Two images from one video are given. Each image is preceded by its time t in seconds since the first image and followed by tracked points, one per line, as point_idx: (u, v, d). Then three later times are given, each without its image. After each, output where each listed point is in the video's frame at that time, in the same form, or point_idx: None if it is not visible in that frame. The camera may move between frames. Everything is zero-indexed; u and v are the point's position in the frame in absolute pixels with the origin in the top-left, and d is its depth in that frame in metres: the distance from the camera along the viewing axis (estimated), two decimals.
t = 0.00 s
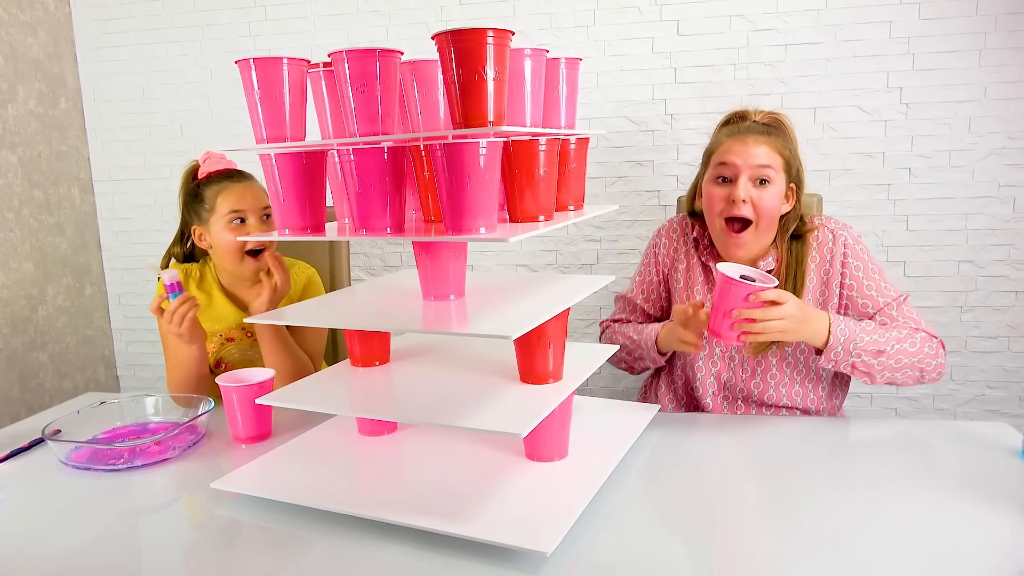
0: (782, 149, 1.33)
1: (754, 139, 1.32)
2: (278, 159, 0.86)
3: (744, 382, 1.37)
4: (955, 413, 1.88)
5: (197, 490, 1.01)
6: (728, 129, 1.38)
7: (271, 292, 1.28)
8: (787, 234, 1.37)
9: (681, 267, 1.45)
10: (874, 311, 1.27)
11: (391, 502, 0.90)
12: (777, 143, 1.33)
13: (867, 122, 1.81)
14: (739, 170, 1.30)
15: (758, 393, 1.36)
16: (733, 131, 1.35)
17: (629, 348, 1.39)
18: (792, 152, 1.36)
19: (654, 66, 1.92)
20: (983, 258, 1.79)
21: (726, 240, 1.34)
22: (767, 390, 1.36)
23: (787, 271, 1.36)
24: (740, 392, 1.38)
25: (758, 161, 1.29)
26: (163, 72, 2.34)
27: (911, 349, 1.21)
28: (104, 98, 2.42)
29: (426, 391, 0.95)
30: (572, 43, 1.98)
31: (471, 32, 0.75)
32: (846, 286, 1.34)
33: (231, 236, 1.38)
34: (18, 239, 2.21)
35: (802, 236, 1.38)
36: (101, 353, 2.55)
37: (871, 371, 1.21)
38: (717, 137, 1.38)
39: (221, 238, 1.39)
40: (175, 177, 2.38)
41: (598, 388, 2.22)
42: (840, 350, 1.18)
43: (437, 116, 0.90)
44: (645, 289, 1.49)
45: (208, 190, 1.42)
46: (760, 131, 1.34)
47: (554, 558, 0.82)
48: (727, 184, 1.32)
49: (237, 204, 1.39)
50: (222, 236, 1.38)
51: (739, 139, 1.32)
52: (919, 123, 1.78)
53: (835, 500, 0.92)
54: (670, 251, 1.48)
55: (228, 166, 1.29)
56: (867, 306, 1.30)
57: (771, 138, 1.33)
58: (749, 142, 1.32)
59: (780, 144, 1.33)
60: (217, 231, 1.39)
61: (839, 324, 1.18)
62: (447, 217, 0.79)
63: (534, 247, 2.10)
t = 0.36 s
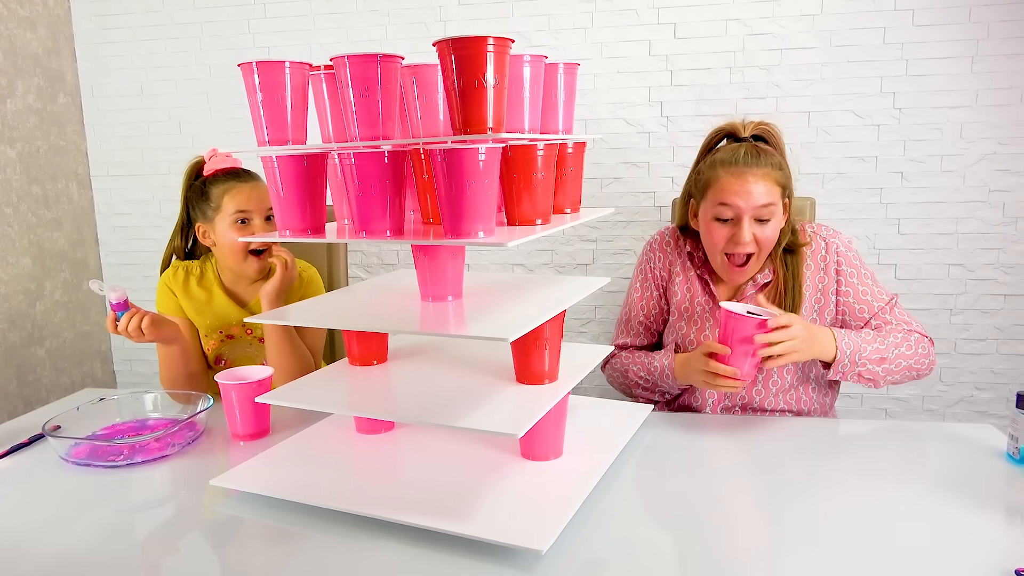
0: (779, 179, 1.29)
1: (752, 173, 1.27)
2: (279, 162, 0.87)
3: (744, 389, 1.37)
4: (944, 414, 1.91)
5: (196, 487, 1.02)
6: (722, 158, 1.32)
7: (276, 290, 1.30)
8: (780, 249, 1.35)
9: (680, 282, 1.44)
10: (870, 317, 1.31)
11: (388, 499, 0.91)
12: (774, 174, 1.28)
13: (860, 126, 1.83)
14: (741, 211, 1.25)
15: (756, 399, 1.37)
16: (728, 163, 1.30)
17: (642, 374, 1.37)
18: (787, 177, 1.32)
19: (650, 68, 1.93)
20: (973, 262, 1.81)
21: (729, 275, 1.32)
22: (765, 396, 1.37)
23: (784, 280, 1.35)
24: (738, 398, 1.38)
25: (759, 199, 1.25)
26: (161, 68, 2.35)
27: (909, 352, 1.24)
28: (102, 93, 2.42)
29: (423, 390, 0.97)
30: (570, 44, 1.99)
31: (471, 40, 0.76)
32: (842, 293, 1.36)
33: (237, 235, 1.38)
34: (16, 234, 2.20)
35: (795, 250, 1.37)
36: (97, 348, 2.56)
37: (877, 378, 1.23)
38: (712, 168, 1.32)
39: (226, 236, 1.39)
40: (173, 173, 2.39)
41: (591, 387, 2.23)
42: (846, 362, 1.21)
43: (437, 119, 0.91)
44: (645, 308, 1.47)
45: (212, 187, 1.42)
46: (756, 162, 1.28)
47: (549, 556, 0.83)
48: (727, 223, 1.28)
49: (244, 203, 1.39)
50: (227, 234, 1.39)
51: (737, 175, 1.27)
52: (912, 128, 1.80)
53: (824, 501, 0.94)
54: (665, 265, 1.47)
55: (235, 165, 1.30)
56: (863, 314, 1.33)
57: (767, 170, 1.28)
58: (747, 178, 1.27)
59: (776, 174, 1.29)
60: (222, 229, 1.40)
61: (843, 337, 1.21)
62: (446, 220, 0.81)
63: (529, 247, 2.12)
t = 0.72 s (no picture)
0: (741, 144, 1.32)
1: (713, 134, 1.30)
2: (243, 150, 0.85)
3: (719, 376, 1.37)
4: (913, 400, 1.94)
5: (162, 489, 0.99)
6: (686, 128, 1.36)
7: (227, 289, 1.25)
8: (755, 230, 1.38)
9: (650, 274, 1.44)
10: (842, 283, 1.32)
11: (361, 495, 0.89)
12: (736, 138, 1.31)
13: (826, 118, 1.85)
14: (702, 167, 1.28)
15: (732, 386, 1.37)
16: (692, 130, 1.33)
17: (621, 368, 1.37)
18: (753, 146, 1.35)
19: (619, 62, 1.94)
20: (939, 250, 1.85)
21: (694, 238, 1.33)
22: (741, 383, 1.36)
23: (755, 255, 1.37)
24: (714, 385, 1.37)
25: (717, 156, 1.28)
26: (122, 67, 2.30)
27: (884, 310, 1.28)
28: (60, 93, 2.36)
29: (395, 384, 0.95)
30: (538, 39, 1.99)
31: (438, 23, 0.75)
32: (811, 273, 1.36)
33: (188, 234, 1.34)
34: None
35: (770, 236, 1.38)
36: (58, 354, 2.49)
37: (854, 324, 1.24)
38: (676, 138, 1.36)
39: (178, 236, 1.35)
40: (136, 174, 2.33)
41: (567, 382, 2.23)
42: (824, 301, 1.22)
43: (404, 108, 0.90)
44: (620, 303, 1.48)
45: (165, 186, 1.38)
46: (718, 126, 1.32)
47: (527, 547, 0.82)
48: (690, 183, 1.30)
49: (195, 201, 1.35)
50: (179, 234, 1.35)
51: (699, 137, 1.30)
52: (877, 119, 1.83)
53: (800, 484, 0.94)
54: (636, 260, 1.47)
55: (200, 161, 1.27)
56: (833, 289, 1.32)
57: (729, 134, 1.31)
58: (709, 139, 1.30)
59: (738, 138, 1.32)
60: (174, 228, 1.36)
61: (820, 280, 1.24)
62: (415, 207, 0.79)
63: (501, 243, 2.11)
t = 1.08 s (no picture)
0: (719, 108, 1.30)
1: (689, 99, 1.29)
2: (201, 143, 0.79)
3: (715, 352, 1.35)
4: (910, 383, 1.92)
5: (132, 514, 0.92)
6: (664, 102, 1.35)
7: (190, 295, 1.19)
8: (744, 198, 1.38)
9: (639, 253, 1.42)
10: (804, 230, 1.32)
11: (346, 508, 0.83)
12: (712, 103, 1.30)
13: (805, 99, 1.84)
14: (681, 130, 1.25)
15: (729, 365, 1.34)
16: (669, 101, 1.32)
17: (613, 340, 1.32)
18: (730, 113, 1.33)
19: (591, 52, 1.91)
20: (926, 229, 1.83)
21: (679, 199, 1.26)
22: (738, 362, 1.34)
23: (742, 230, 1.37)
24: (711, 366, 1.35)
25: (695, 118, 1.25)
26: (77, 81, 2.22)
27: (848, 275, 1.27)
28: (14, 111, 2.27)
29: (376, 387, 0.89)
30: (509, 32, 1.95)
31: None
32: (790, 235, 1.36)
33: (147, 245, 1.30)
34: None
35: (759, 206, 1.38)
36: (22, 385, 2.38)
37: (815, 257, 1.24)
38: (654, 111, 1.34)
39: (137, 248, 1.31)
40: (97, 191, 2.25)
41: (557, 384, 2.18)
42: (792, 224, 1.23)
43: (372, 93, 0.85)
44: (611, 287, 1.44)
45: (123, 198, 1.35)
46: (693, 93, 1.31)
47: (528, 551, 0.76)
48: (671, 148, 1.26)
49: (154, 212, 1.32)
50: (137, 246, 1.31)
51: (676, 103, 1.29)
52: (857, 98, 1.81)
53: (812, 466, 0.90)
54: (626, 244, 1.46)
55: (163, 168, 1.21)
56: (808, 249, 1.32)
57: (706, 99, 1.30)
58: (686, 105, 1.28)
59: (714, 103, 1.30)
60: (133, 241, 1.32)
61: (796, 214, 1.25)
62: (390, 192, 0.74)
63: (481, 243, 2.06)
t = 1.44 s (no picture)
0: (724, 108, 1.26)
1: (693, 99, 1.24)
2: (169, 131, 0.71)
3: (728, 363, 1.27)
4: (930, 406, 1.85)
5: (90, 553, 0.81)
6: (665, 100, 1.31)
7: (175, 303, 1.12)
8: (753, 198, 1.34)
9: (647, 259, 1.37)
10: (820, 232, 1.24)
11: (330, 546, 0.73)
12: (717, 101, 1.25)
13: (813, 109, 1.79)
14: (687, 133, 1.21)
15: (744, 377, 1.26)
16: (671, 100, 1.28)
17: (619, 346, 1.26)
18: (737, 109, 1.29)
19: (590, 61, 1.86)
20: (942, 243, 1.77)
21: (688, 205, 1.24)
22: (754, 374, 1.25)
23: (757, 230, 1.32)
24: (725, 379, 1.27)
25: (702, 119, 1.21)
26: (51, 92, 2.13)
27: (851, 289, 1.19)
28: None
29: (365, 407, 0.80)
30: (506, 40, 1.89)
31: None
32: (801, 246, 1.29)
33: (139, 253, 1.21)
34: None
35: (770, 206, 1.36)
36: None
37: (819, 262, 1.16)
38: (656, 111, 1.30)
39: (124, 256, 1.21)
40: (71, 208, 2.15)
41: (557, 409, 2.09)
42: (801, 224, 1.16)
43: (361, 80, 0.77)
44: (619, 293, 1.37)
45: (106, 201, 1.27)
46: (696, 92, 1.26)
47: None
48: (677, 152, 1.22)
49: (144, 220, 1.25)
50: (125, 253, 1.21)
51: (680, 104, 1.24)
52: (867, 108, 1.77)
53: (854, 489, 0.81)
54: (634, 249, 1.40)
55: (127, 173, 1.13)
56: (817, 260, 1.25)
57: (711, 97, 1.26)
58: (691, 104, 1.24)
59: (720, 101, 1.26)
60: (118, 247, 1.22)
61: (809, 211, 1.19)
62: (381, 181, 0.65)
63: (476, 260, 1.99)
